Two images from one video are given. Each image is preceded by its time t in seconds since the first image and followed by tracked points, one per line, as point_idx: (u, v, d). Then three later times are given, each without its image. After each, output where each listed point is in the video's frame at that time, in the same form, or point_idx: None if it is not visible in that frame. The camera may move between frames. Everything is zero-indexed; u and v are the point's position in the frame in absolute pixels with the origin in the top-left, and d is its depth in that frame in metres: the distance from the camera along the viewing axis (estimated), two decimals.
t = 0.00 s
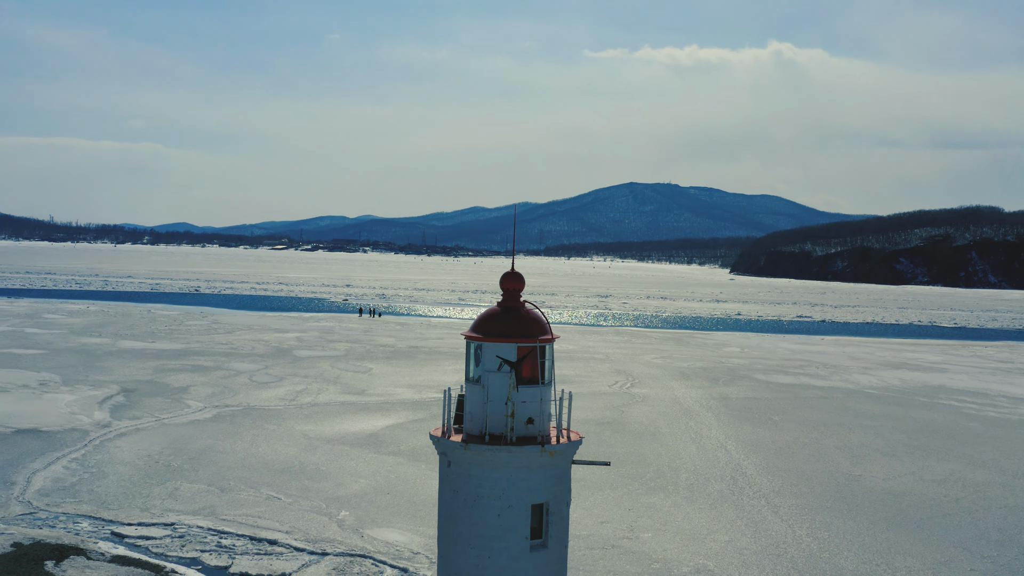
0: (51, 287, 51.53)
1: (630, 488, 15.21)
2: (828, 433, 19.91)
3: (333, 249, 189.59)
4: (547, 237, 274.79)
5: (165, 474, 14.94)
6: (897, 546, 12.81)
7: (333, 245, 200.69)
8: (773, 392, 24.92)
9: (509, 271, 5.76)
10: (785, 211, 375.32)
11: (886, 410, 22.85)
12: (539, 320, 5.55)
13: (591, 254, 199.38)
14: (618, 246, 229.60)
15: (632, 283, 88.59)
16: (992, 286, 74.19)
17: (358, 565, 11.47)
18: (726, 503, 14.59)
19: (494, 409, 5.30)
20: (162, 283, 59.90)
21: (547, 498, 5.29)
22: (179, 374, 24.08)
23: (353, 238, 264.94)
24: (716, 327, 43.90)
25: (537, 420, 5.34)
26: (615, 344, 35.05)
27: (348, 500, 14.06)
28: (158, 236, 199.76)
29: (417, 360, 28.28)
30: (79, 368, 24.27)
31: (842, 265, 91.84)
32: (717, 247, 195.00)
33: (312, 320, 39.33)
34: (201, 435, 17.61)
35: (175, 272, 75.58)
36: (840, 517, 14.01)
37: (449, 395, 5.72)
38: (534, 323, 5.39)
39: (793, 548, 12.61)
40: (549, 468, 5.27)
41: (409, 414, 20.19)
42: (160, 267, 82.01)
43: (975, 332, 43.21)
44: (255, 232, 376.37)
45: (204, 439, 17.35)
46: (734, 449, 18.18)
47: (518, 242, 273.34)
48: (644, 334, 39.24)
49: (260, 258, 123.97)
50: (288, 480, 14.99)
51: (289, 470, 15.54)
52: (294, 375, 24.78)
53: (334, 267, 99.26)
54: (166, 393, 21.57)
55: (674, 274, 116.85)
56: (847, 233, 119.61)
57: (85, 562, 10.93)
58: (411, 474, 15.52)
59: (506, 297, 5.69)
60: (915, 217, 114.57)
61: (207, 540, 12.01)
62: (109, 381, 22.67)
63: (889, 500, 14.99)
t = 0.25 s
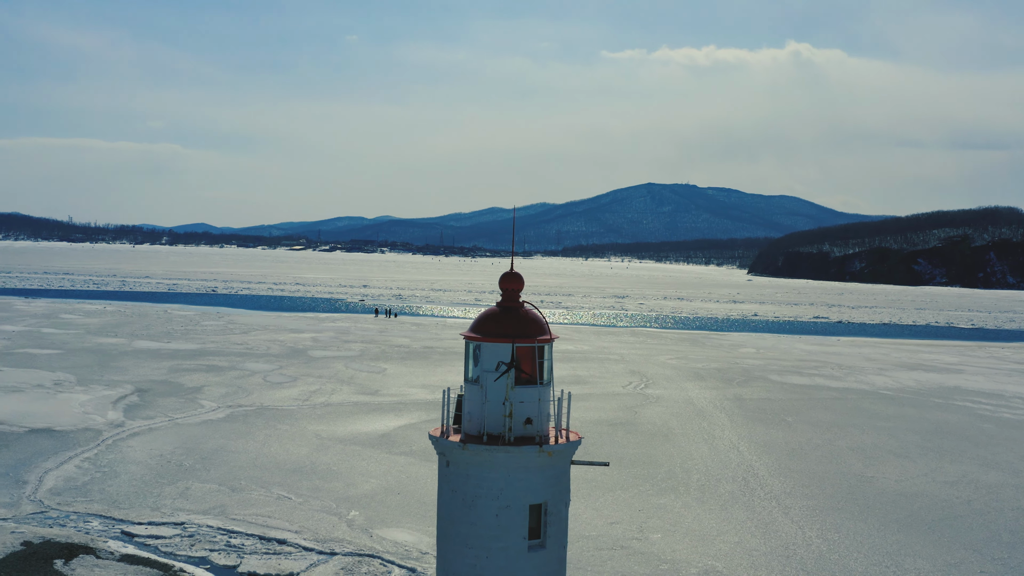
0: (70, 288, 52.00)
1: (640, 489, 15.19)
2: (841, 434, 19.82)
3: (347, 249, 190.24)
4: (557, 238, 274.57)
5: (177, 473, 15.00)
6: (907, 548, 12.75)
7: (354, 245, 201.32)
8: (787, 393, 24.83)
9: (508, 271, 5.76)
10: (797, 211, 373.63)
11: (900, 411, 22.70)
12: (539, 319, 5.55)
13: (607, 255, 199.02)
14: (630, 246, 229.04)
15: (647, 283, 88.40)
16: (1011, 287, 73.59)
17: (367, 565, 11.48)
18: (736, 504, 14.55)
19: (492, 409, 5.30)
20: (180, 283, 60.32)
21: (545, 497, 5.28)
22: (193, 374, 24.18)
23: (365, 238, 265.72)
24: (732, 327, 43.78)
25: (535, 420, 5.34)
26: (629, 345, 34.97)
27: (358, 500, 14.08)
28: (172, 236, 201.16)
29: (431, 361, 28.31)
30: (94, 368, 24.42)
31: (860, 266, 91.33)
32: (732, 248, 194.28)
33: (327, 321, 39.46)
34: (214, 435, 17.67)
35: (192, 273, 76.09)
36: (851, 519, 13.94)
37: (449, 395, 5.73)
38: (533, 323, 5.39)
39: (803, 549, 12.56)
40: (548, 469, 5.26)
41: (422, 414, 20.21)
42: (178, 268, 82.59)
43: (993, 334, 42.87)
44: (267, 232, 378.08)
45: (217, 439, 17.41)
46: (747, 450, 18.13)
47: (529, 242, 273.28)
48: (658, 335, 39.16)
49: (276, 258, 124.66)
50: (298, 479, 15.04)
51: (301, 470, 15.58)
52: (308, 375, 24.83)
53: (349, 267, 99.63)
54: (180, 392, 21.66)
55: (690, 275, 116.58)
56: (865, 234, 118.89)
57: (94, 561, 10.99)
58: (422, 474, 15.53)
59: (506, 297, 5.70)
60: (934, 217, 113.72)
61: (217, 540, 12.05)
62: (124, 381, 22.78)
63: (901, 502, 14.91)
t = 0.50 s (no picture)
0: (89, 288, 52.41)
1: (651, 490, 15.17)
2: (855, 436, 19.74)
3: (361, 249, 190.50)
4: (569, 238, 274.43)
5: (189, 473, 15.07)
6: (918, 550, 12.67)
7: (370, 245, 202.70)
8: (802, 394, 24.76)
9: (507, 272, 5.77)
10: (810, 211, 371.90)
11: (914, 412, 22.59)
12: (537, 320, 5.55)
13: (622, 255, 198.71)
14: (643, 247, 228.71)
15: (662, 284, 88.28)
16: None
17: (375, 565, 11.51)
18: (748, 505, 14.49)
19: (490, 409, 5.31)
20: (198, 283, 60.71)
21: (544, 499, 5.28)
22: (208, 374, 24.29)
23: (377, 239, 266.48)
24: (748, 328, 43.66)
25: (533, 420, 5.34)
26: (645, 346, 34.92)
27: (369, 500, 14.11)
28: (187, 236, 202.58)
29: (446, 361, 28.36)
30: (109, 368, 24.56)
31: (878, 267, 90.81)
32: (747, 249, 193.61)
33: (343, 321, 39.61)
34: (226, 435, 17.74)
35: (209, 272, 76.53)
36: (862, 520, 13.87)
37: (448, 396, 5.74)
38: (531, 324, 5.40)
39: (813, 551, 12.52)
40: (546, 469, 5.26)
41: (436, 414, 20.24)
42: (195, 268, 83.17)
43: (1013, 335, 42.52)
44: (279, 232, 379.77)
45: (229, 439, 17.49)
46: (759, 451, 18.08)
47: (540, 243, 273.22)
48: (674, 336, 39.10)
49: (292, 258, 125.28)
50: (308, 479, 15.08)
51: (312, 470, 15.64)
52: (322, 375, 24.91)
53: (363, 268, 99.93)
54: (194, 393, 21.77)
55: (705, 276, 116.27)
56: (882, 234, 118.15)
57: (103, 560, 11.06)
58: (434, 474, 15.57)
59: (505, 298, 5.70)
60: (951, 218, 112.82)
61: (226, 539, 12.11)
62: (138, 381, 22.89)
63: (913, 503, 14.82)
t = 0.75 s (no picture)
0: (108, 288, 52.85)
1: (662, 491, 15.15)
2: (869, 437, 19.64)
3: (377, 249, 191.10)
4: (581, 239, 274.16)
5: (201, 473, 15.15)
6: (929, 552, 12.60)
7: (388, 245, 203.47)
8: (817, 396, 24.66)
9: (507, 273, 5.77)
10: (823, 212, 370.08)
11: (930, 414, 22.45)
12: (537, 321, 5.55)
13: (641, 256, 198.03)
14: (657, 247, 228.15)
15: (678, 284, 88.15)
16: None
17: (384, 565, 11.53)
18: (760, 507, 14.44)
19: (489, 410, 5.31)
20: (216, 284, 61.09)
21: (543, 499, 5.28)
22: (223, 375, 24.40)
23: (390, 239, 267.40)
24: (765, 329, 43.53)
25: (532, 421, 5.34)
26: (660, 347, 34.85)
27: (380, 500, 14.14)
28: (202, 236, 203.87)
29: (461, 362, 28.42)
30: (125, 368, 24.71)
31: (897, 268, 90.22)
32: (762, 249, 192.72)
33: (359, 321, 39.76)
34: (240, 435, 17.82)
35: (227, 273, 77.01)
36: (874, 522, 13.81)
37: (447, 397, 5.75)
38: (530, 325, 5.40)
39: (824, 553, 12.46)
40: (544, 470, 5.26)
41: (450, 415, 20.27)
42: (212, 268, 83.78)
43: None
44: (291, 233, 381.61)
45: (243, 439, 17.56)
46: (773, 453, 18.03)
47: (553, 244, 273.07)
48: (690, 337, 39.01)
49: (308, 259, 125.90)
50: (319, 479, 15.13)
51: (324, 470, 15.69)
52: (336, 375, 24.98)
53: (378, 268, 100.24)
54: (209, 393, 21.87)
55: (720, 277, 116.00)
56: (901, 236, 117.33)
57: (113, 559, 11.12)
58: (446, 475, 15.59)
59: (504, 299, 5.71)
60: (971, 219, 111.82)
61: (235, 539, 12.16)
62: (153, 381, 23.02)
63: (926, 505, 14.73)
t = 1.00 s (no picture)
0: (127, 288, 53.33)
1: (672, 492, 15.12)
2: (884, 439, 19.54)
3: (391, 250, 191.77)
4: (593, 240, 273.86)
5: (214, 473, 15.23)
6: (940, 554, 12.53)
7: (404, 246, 204.05)
8: (833, 397, 24.55)
9: (507, 273, 5.78)
10: (836, 212, 367.94)
11: (946, 416, 22.30)
12: (536, 321, 5.55)
13: (658, 258, 197.72)
14: (671, 248, 227.58)
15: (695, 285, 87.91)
16: None
17: (393, 565, 11.56)
18: (771, 509, 14.39)
19: (487, 411, 5.32)
20: (233, 284, 61.50)
21: (541, 500, 5.28)
22: (238, 375, 24.52)
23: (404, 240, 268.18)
24: (782, 331, 43.37)
25: (532, 422, 5.33)
26: (676, 348, 34.78)
27: (391, 501, 14.17)
28: (218, 236, 205.22)
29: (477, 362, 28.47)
30: (141, 368, 24.88)
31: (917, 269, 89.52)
32: (778, 249, 191.84)
33: (375, 322, 39.90)
34: (253, 435, 17.90)
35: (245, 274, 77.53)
36: (886, 524, 13.74)
37: (447, 397, 5.75)
38: (530, 326, 5.40)
39: (835, 555, 12.39)
40: (543, 471, 5.26)
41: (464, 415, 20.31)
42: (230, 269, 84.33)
43: None
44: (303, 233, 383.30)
45: (256, 439, 17.64)
46: (787, 454, 17.96)
47: (565, 245, 272.88)
48: (707, 338, 38.93)
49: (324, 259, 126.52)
50: (330, 480, 15.17)
51: (336, 470, 15.74)
52: (351, 376, 25.06)
53: (394, 269, 100.56)
54: (224, 393, 21.99)
55: (736, 277, 115.62)
56: (920, 236, 116.33)
57: (123, 558, 11.19)
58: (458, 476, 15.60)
59: (504, 299, 5.71)
60: (990, 220, 110.68)
61: (246, 538, 12.22)
62: (168, 381, 23.15)
63: (939, 507, 14.65)
